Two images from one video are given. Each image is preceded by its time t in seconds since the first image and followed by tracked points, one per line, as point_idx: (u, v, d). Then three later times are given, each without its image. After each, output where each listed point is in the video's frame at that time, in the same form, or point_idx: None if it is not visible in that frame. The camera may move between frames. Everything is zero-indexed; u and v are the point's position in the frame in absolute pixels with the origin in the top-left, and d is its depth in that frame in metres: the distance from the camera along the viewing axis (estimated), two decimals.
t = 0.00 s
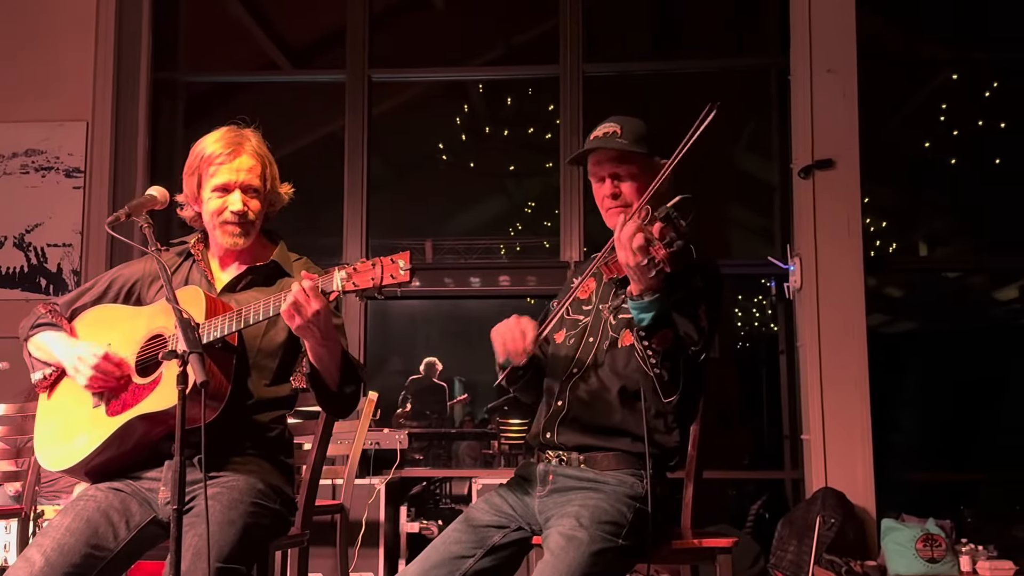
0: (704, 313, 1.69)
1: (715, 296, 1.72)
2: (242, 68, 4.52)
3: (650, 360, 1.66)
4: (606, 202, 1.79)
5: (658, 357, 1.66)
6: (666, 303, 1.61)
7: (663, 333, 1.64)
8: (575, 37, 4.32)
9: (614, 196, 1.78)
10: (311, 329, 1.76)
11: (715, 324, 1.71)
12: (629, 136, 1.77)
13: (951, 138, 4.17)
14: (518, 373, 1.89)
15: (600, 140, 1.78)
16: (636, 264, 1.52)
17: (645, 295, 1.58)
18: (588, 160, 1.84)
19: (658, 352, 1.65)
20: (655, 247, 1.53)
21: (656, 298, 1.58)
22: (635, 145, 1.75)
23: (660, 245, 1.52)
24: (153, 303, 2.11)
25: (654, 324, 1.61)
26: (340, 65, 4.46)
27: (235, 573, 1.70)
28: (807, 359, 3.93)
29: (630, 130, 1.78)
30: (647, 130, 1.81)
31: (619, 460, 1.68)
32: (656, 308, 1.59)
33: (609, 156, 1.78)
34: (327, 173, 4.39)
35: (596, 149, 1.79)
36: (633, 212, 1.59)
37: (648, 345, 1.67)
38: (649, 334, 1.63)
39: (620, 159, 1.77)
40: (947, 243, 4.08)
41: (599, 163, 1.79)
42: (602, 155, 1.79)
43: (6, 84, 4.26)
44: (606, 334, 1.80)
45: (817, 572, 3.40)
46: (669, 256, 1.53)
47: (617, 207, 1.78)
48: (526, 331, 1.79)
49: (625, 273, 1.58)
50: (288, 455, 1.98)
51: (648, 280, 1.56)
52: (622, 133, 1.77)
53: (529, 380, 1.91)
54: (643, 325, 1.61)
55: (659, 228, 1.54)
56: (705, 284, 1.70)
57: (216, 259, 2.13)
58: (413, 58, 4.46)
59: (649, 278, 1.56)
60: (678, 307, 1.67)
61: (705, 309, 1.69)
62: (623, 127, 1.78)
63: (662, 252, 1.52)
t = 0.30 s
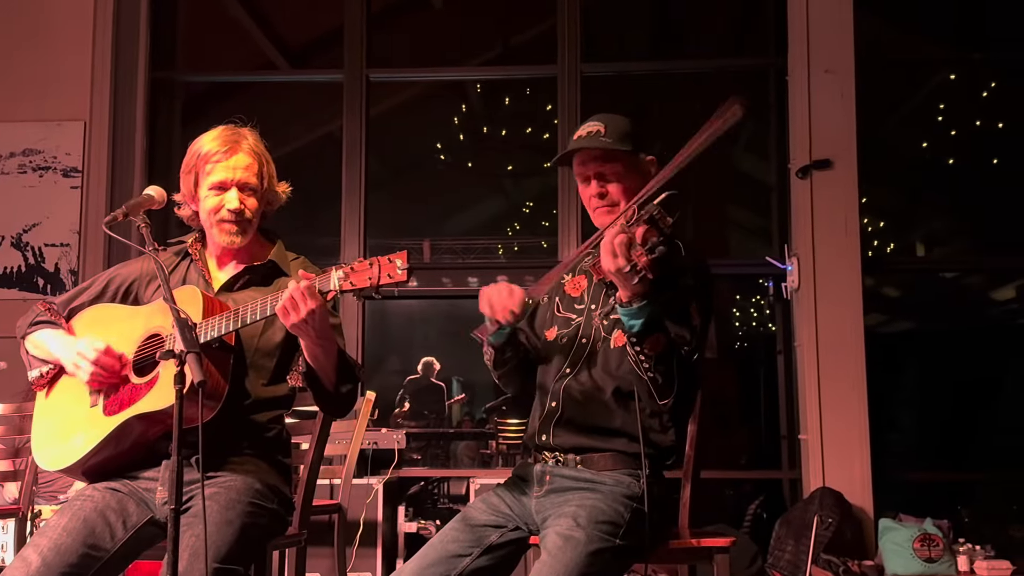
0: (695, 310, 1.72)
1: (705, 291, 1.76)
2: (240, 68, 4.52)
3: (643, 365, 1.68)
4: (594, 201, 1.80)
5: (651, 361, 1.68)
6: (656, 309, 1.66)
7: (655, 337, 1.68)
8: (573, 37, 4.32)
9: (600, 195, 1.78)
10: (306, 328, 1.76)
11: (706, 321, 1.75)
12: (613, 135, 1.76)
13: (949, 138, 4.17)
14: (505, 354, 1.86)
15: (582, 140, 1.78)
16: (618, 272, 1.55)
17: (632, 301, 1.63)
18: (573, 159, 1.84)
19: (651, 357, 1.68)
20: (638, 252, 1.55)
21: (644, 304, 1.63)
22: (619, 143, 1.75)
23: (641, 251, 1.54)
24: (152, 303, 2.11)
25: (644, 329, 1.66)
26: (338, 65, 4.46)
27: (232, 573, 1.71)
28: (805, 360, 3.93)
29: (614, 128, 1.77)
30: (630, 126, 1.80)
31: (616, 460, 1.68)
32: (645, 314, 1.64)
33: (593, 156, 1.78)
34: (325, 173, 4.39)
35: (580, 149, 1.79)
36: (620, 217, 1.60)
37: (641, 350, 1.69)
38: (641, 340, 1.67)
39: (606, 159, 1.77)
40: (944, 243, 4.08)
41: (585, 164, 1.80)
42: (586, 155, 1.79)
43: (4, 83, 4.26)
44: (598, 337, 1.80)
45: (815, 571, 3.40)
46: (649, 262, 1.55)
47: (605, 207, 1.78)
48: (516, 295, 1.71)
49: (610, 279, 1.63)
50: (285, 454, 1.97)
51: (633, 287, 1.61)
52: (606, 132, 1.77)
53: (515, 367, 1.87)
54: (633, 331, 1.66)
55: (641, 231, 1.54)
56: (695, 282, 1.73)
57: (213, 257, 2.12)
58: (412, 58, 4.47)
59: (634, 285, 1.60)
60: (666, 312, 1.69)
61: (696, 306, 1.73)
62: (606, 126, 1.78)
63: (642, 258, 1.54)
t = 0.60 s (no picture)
0: (686, 307, 1.71)
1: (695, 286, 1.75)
2: (240, 68, 4.52)
3: (639, 369, 1.65)
4: (577, 204, 1.80)
5: (646, 365, 1.64)
6: (647, 313, 1.61)
7: (647, 341, 1.64)
8: (573, 37, 4.32)
9: (582, 198, 1.79)
10: (307, 330, 1.76)
11: (698, 317, 1.75)
12: (590, 136, 1.77)
13: (950, 138, 4.17)
14: (490, 355, 1.87)
15: (560, 144, 1.78)
16: (604, 281, 1.52)
17: (622, 308, 1.58)
18: (552, 164, 1.84)
19: (646, 361, 1.64)
20: (622, 261, 1.52)
21: (635, 309, 1.58)
22: (596, 144, 1.75)
23: (626, 260, 1.51)
24: (155, 304, 2.11)
25: (637, 333, 1.61)
26: (338, 65, 4.46)
27: (233, 573, 1.71)
28: (806, 360, 3.93)
29: (589, 129, 1.78)
30: (605, 125, 1.80)
31: (615, 460, 1.69)
32: (635, 319, 1.59)
33: (572, 158, 1.78)
34: (325, 173, 4.40)
35: (558, 153, 1.78)
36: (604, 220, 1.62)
37: (634, 356, 1.64)
38: (634, 345, 1.63)
39: (585, 160, 1.77)
40: (945, 242, 4.09)
41: (565, 168, 1.79)
42: (565, 158, 1.79)
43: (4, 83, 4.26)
44: (592, 339, 1.80)
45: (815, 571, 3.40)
46: (635, 270, 1.52)
47: (589, 209, 1.79)
48: (496, 309, 1.73)
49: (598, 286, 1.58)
50: (286, 455, 1.98)
51: (622, 294, 1.55)
52: (582, 134, 1.77)
53: (502, 366, 1.89)
54: (625, 337, 1.61)
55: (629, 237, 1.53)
56: (686, 279, 1.71)
57: (214, 258, 2.13)
58: (412, 58, 4.47)
59: (623, 292, 1.56)
60: (658, 317, 1.64)
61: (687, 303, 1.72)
62: (582, 128, 1.79)
63: (628, 267, 1.52)
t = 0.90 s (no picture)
0: (681, 305, 1.68)
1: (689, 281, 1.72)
2: (242, 68, 4.52)
3: (635, 373, 1.66)
4: (568, 205, 1.80)
5: (643, 369, 1.64)
6: (642, 317, 1.58)
7: (642, 346, 1.62)
8: (575, 37, 4.32)
9: (571, 200, 1.79)
10: (308, 330, 1.76)
11: (695, 315, 1.73)
12: (576, 136, 1.77)
13: (952, 137, 4.17)
14: (481, 361, 1.88)
15: (547, 147, 1.78)
16: (595, 291, 1.53)
17: (615, 316, 1.56)
18: (540, 166, 1.84)
19: (642, 365, 1.63)
20: (612, 271, 1.53)
21: (628, 316, 1.56)
22: (582, 144, 1.75)
23: (616, 270, 1.53)
24: (157, 304, 2.11)
25: (632, 339, 1.58)
26: (340, 65, 4.46)
27: (236, 573, 1.71)
28: (808, 361, 3.93)
29: (575, 129, 1.78)
30: (590, 124, 1.80)
31: (616, 461, 1.68)
32: (629, 326, 1.57)
33: (560, 160, 1.78)
34: (327, 173, 4.40)
35: (547, 155, 1.78)
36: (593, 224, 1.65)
37: (630, 361, 1.64)
38: (628, 350, 1.60)
39: (574, 161, 1.77)
40: (947, 242, 4.08)
41: (554, 170, 1.79)
42: (554, 160, 1.79)
43: (7, 84, 4.27)
44: (590, 341, 1.80)
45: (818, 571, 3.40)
46: (624, 280, 1.53)
47: (580, 210, 1.80)
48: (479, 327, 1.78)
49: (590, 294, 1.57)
50: (289, 455, 1.98)
51: (613, 302, 1.55)
52: (569, 134, 1.77)
53: (497, 368, 1.90)
54: (620, 343, 1.58)
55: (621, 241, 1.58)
56: (680, 277, 1.69)
57: (217, 259, 2.13)
58: (413, 58, 4.47)
59: (616, 299, 1.55)
60: (654, 320, 1.61)
61: (681, 299, 1.68)
62: (569, 128, 1.78)
63: (618, 277, 1.53)
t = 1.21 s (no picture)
0: (679, 304, 1.69)
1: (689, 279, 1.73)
2: (245, 68, 4.52)
3: (637, 377, 1.65)
4: (563, 208, 1.80)
5: (645, 374, 1.64)
6: (640, 322, 1.58)
7: (644, 350, 1.62)
8: (578, 37, 4.32)
9: (566, 203, 1.79)
10: (310, 330, 1.76)
11: (694, 313, 1.73)
12: (567, 138, 1.76)
13: (955, 137, 4.17)
14: (473, 360, 1.86)
15: (539, 150, 1.78)
16: (592, 300, 1.52)
17: (614, 323, 1.56)
18: (533, 171, 1.84)
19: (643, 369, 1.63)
20: (609, 281, 1.52)
21: (627, 323, 1.56)
22: (574, 147, 1.75)
23: (613, 281, 1.52)
24: (161, 305, 2.11)
25: (632, 345, 1.59)
26: (343, 66, 4.46)
27: (239, 573, 1.71)
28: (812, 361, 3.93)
29: (567, 132, 1.77)
30: (580, 125, 1.80)
31: (619, 461, 1.68)
32: (629, 332, 1.57)
33: (553, 164, 1.78)
34: (330, 173, 4.40)
35: (540, 160, 1.78)
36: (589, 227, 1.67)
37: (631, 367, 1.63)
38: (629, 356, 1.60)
39: (567, 164, 1.77)
40: (951, 241, 4.07)
41: (547, 174, 1.79)
42: (547, 165, 1.79)
43: (10, 85, 4.27)
44: (591, 343, 1.79)
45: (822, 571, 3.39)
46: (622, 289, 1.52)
47: (575, 213, 1.80)
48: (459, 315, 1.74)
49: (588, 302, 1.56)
50: (292, 455, 1.98)
51: (611, 309, 1.54)
52: (560, 138, 1.77)
53: (492, 365, 1.89)
54: (620, 349, 1.59)
55: (617, 248, 1.61)
56: (679, 277, 1.69)
57: (219, 260, 2.13)
58: (416, 59, 4.47)
59: (614, 307, 1.54)
60: (653, 322, 1.62)
61: (680, 298, 1.69)
62: (560, 131, 1.78)
63: (615, 287, 1.52)
